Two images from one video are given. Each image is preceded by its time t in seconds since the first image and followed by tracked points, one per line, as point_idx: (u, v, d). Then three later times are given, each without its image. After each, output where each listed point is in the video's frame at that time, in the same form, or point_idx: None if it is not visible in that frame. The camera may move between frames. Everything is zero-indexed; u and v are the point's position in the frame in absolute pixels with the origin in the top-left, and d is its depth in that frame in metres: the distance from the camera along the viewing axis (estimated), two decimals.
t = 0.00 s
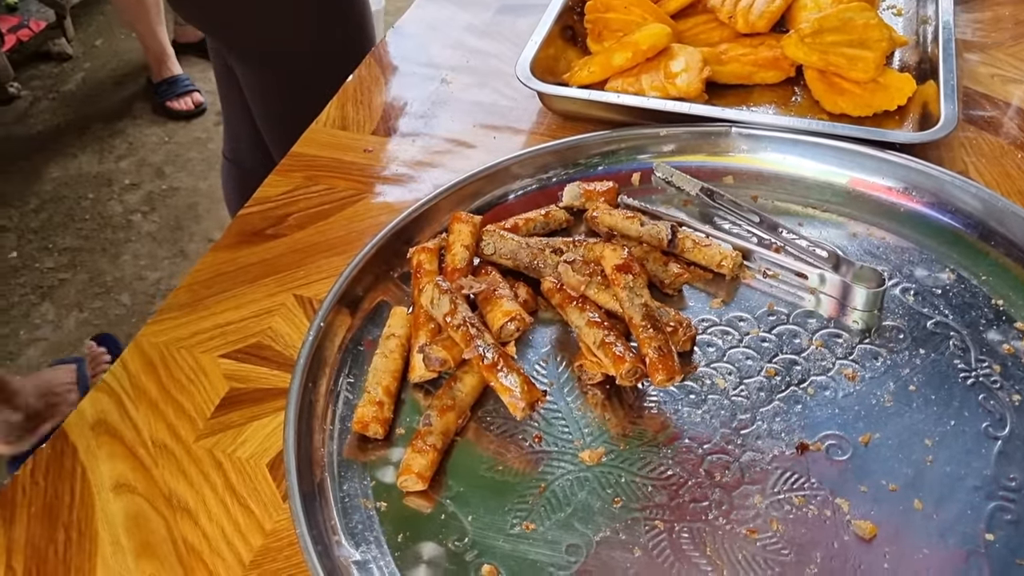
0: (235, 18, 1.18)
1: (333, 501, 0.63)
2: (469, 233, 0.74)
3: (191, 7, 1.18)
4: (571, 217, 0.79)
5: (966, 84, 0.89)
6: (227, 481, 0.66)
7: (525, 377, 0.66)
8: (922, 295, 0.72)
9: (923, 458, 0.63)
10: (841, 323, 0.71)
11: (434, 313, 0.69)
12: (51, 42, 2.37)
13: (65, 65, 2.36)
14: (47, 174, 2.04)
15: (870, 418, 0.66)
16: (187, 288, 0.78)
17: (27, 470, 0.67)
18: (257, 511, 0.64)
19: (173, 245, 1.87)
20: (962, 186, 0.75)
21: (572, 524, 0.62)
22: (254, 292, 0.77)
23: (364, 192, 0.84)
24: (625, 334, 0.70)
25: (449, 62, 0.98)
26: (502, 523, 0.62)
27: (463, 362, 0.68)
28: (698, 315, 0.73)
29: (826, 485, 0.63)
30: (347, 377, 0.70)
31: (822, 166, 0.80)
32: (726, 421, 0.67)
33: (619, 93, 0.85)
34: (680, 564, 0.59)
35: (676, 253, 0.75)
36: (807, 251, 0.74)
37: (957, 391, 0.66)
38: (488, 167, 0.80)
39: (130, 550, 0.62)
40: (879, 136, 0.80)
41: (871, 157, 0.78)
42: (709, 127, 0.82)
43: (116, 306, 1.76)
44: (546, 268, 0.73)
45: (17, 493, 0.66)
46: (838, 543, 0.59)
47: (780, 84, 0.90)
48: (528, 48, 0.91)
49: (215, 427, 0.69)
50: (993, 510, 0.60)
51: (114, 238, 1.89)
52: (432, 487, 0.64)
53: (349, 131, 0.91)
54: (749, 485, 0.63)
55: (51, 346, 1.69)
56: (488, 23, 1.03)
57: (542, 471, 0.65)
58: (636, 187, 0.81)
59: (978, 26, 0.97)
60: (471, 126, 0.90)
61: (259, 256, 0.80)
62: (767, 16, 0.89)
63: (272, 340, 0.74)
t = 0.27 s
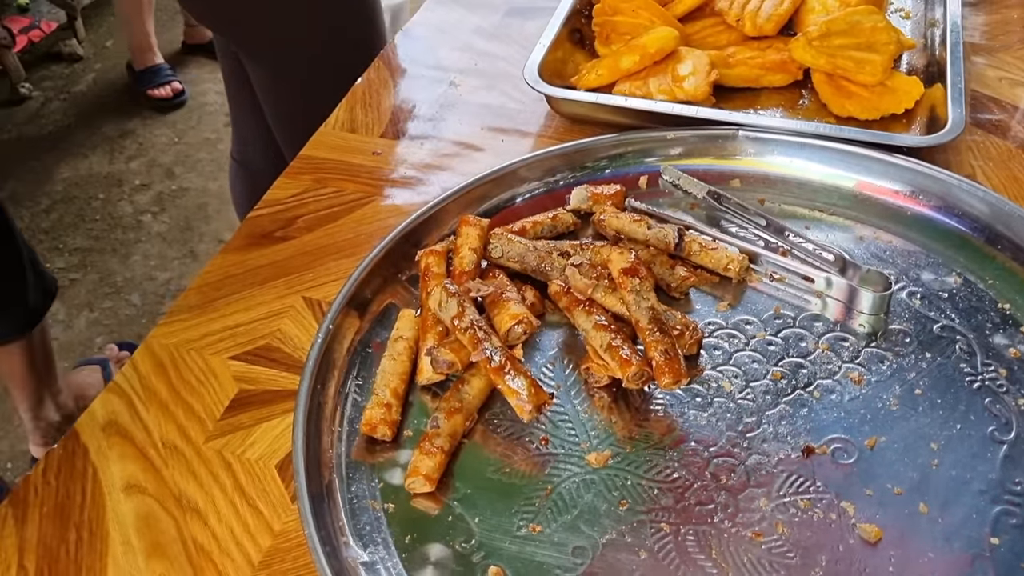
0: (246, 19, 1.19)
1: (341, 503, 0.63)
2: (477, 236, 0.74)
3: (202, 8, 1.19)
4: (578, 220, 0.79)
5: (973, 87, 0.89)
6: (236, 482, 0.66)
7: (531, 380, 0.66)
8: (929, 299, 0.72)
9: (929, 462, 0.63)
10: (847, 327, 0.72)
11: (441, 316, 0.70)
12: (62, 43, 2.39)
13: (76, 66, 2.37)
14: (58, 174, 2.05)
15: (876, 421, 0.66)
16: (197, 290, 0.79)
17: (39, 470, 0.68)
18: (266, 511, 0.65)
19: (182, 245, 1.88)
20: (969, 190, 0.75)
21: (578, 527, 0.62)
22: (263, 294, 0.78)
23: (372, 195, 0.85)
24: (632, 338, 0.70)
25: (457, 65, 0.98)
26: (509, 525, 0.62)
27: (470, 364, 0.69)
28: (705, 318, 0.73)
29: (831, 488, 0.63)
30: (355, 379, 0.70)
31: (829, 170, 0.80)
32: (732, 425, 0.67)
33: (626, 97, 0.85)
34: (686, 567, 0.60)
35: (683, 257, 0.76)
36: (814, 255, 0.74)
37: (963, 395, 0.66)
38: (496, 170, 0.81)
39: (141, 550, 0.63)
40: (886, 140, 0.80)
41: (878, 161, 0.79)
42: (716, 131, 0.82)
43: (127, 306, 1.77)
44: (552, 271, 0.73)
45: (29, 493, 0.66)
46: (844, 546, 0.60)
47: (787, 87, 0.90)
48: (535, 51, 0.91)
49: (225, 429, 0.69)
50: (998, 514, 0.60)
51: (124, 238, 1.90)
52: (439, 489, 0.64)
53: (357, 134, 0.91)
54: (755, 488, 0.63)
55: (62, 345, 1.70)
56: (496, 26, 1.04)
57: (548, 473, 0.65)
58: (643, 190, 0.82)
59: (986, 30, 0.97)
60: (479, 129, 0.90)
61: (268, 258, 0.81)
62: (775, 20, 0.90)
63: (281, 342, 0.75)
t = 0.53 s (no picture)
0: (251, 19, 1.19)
1: (340, 503, 0.63)
2: (478, 237, 0.74)
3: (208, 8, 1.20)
4: (579, 220, 0.79)
5: (977, 88, 0.89)
6: (237, 481, 0.66)
7: (531, 380, 0.66)
8: (931, 300, 0.72)
9: (930, 464, 0.63)
10: (848, 328, 0.71)
11: (442, 316, 0.70)
12: (68, 43, 2.41)
13: (82, 66, 2.38)
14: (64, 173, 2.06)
15: (877, 423, 0.66)
16: (199, 289, 0.79)
17: (40, 468, 0.68)
18: (266, 511, 0.65)
19: (188, 245, 1.89)
20: (972, 191, 0.75)
21: (577, 527, 0.62)
22: (265, 294, 0.78)
23: (374, 195, 0.85)
24: (632, 338, 0.70)
25: (459, 65, 0.98)
26: (508, 526, 0.62)
27: (470, 364, 0.69)
28: (706, 319, 0.73)
29: (832, 490, 0.63)
30: (355, 379, 0.70)
31: (831, 170, 0.80)
32: (733, 426, 0.67)
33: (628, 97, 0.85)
34: (685, 568, 0.59)
35: (685, 257, 0.75)
36: (815, 256, 0.74)
37: (964, 396, 0.66)
38: (498, 170, 0.81)
39: (141, 548, 0.63)
40: (888, 140, 0.80)
41: (881, 161, 0.78)
42: (718, 131, 0.82)
43: (132, 305, 1.78)
44: (553, 271, 0.73)
45: (31, 491, 0.67)
46: (843, 548, 0.60)
47: (790, 88, 0.90)
48: (537, 51, 0.91)
49: (225, 428, 0.70)
50: (999, 516, 0.60)
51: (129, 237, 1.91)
52: (439, 489, 0.64)
53: (359, 134, 0.91)
54: (755, 490, 0.63)
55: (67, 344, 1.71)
56: (499, 26, 1.04)
57: (548, 473, 0.65)
58: (645, 190, 0.81)
59: (991, 30, 0.97)
60: (481, 129, 0.90)
61: (270, 258, 0.81)
62: (778, 20, 0.89)
63: (282, 341, 0.75)
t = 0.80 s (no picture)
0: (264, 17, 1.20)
1: (345, 497, 0.64)
2: (482, 233, 0.75)
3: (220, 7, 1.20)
4: (584, 217, 0.79)
5: (981, 87, 0.89)
6: (241, 475, 0.67)
7: (535, 376, 0.67)
8: (935, 298, 0.72)
9: (934, 461, 0.63)
10: (852, 326, 0.71)
11: (446, 312, 0.70)
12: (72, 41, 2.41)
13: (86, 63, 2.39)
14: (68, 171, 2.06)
15: (881, 420, 0.66)
16: (204, 285, 0.79)
17: (46, 462, 0.68)
18: (271, 505, 0.65)
19: (191, 242, 1.89)
20: (976, 189, 0.75)
21: (581, 523, 0.62)
22: (269, 290, 0.78)
23: (378, 192, 0.85)
24: (637, 335, 0.70)
25: (464, 63, 0.98)
26: (512, 521, 0.62)
27: (475, 360, 0.69)
28: (710, 316, 0.73)
29: (835, 486, 0.63)
30: (360, 375, 0.71)
31: (835, 168, 0.80)
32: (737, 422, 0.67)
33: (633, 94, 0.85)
34: (688, 563, 0.60)
35: (689, 255, 0.75)
36: (819, 254, 0.74)
37: (968, 394, 0.66)
38: (502, 167, 0.81)
39: (145, 542, 0.63)
40: (893, 138, 0.80)
41: (885, 160, 0.78)
42: (722, 129, 0.82)
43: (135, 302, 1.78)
44: (557, 268, 0.74)
45: (36, 484, 0.67)
46: (847, 544, 0.60)
47: (794, 86, 0.90)
48: (542, 49, 0.91)
49: (230, 423, 0.70)
50: (1002, 513, 0.60)
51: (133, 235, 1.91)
52: (442, 485, 0.65)
53: (364, 131, 0.91)
54: (759, 486, 0.63)
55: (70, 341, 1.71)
56: (503, 25, 1.04)
57: (552, 469, 0.65)
58: (649, 188, 0.82)
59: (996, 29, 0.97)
60: (485, 127, 0.90)
61: (275, 254, 0.81)
62: (782, 18, 0.89)
63: (287, 337, 0.75)
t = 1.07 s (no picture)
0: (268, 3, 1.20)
1: (340, 485, 0.63)
2: (479, 221, 0.74)
3: None
4: (581, 207, 0.79)
5: (981, 78, 0.89)
6: (237, 463, 0.66)
7: (532, 363, 0.66)
8: (933, 287, 0.72)
9: (931, 449, 0.63)
10: (850, 315, 0.71)
11: (443, 299, 0.70)
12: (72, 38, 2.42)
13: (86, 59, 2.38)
14: (67, 166, 2.06)
15: (878, 408, 0.66)
16: (201, 274, 0.79)
17: (42, 449, 0.68)
18: (266, 492, 0.65)
19: (190, 237, 1.89)
20: (975, 178, 0.74)
21: (577, 510, 0.62)
22: (266, 278, 0.78)
23: (376, 182, 0.85)
24: (634, 323, 0.70)
25: (462, 54, 0.98)
26: (508, 508, 0.62)
27: (471, 348, 0.69)
28: (707, 305, 0.73)
29: (832, 474, 0.63)
30: (356, 363, 0.71)
31: (833, 158, 0.80)
32: (734, 410, 0.67)
33: (631, 84, 0.85)
34: (685, 551, 0.59)
35: (686, 244, 0.75)
36: (817, 242, 0.74)
37: (965, 381, 0.66)
38: (500, 156, 0.81)
39: (141, 528, 0.63)
40: (891, 128, 0.80)
41: (883, 149, 0.78)
42: (720, 119, 0.82)
43: (133, 297, 1.77)
44: (554, 256, 0.73)
45: (32, 471, 0.67)
46: (843, 532, 0.59)
47: (793, 77, 0.89)
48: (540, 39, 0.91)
49: (226, 411, 0.70)
50: (1000, 500, 0.60)
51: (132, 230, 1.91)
52: (438, 472, 0.64)
53: (362, 121, 0.91)
54: (756, 474, 0.63)
55: (68, 336, 1.71)
56: (502, 16, 1.04)
57: (548, 456, 0.65)
58: (647, 178, 0.81)
59: (995, 21, 0.96)
60: (483, 117, 0.90)
61: (272, 243, 0.81)
62: (781, 9, 0.88)
63: (283, 325, 0.75)
